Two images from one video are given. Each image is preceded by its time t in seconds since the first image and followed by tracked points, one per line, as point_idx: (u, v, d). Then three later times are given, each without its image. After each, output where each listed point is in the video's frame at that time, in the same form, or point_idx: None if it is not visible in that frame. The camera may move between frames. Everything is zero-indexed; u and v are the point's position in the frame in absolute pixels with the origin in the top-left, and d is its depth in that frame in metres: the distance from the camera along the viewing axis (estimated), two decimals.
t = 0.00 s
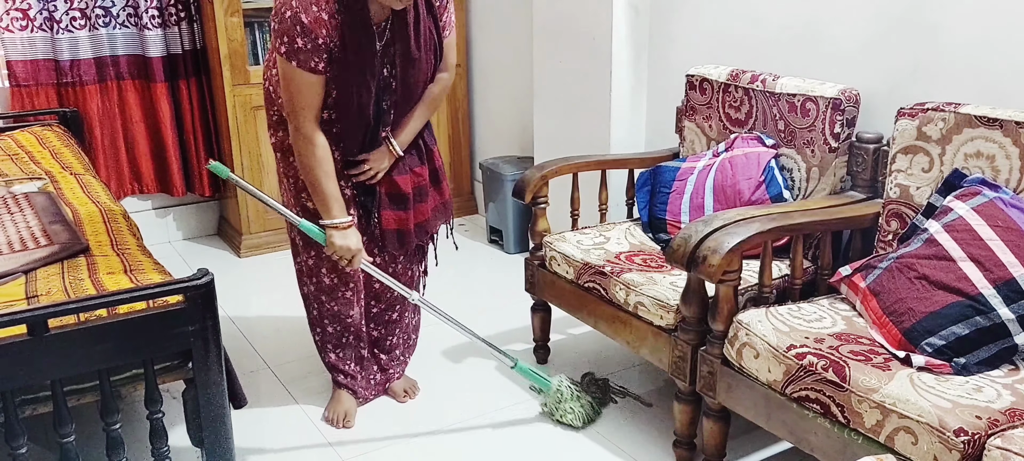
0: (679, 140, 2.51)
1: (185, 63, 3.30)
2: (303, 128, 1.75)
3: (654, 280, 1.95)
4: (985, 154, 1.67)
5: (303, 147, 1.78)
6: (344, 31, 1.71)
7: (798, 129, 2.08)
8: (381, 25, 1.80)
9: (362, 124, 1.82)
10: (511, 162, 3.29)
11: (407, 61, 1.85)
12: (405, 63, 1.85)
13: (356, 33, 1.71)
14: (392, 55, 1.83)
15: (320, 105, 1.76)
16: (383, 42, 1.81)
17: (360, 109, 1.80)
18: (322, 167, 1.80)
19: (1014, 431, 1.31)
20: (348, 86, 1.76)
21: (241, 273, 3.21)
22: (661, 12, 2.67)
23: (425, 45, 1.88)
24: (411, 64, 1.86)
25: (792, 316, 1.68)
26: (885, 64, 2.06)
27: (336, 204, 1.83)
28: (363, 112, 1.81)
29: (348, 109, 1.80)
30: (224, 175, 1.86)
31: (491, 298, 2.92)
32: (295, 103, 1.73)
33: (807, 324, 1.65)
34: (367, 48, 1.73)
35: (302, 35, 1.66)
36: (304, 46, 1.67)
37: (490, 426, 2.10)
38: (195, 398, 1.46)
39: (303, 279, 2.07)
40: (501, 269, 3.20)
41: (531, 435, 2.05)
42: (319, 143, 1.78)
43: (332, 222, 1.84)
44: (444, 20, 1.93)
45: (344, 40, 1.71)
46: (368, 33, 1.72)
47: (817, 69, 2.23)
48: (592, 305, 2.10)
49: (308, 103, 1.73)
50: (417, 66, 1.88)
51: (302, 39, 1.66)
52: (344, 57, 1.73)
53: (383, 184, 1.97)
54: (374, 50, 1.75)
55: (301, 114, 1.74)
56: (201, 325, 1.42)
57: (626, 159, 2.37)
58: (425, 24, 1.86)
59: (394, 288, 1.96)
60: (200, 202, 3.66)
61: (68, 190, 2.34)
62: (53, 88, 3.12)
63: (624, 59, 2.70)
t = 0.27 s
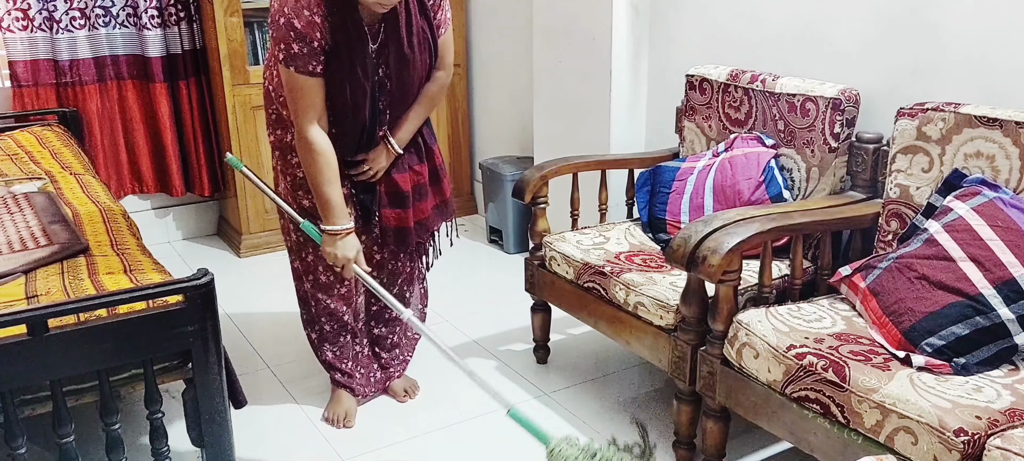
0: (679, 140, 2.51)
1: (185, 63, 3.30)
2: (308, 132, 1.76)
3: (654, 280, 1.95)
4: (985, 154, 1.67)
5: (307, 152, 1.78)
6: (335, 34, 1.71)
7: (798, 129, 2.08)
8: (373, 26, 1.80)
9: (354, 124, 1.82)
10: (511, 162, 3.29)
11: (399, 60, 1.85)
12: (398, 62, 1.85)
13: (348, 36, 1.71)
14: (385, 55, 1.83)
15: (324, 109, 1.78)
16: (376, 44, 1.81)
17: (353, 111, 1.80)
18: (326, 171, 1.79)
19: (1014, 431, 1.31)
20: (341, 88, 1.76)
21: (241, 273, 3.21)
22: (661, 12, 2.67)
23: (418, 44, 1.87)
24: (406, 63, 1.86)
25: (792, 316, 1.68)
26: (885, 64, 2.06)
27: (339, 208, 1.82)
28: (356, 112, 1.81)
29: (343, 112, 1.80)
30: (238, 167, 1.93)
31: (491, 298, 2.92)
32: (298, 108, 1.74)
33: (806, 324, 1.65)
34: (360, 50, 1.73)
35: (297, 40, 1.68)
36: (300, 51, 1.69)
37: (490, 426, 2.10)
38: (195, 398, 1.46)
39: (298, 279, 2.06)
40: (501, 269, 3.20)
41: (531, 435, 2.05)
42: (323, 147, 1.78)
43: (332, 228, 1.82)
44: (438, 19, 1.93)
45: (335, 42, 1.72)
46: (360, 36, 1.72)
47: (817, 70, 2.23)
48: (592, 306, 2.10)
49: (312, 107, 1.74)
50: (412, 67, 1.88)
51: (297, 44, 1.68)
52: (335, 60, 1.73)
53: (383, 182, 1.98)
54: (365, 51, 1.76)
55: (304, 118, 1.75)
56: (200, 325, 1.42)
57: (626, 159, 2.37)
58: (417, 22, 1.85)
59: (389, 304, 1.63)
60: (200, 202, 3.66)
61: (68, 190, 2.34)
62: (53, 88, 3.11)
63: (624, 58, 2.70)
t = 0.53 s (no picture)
0: (679, 140, 2.51)
1: (185, 63, 3.30)
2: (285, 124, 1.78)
3: (654, 280, 1.95)
4: (985, 154, 1.67)
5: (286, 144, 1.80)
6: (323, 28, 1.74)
7: (799, 129, 2.08)
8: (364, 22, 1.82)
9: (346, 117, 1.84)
10: (511, 162, 3.29)
11: (392, 58, 1.84)
12: (390, 60, 1.85)
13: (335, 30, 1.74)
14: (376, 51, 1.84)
15: (305, 102, 1.79)
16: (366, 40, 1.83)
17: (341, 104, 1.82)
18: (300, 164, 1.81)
19: (1014, 431, 1.31)
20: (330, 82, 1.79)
21: (241, 273, 3.21)
22: (661, 12, 2.67)
23: (412, 42, 1.87)
24: (398, 61, 1.85)
25: (792, 316, 1.68)
26: (885, 64, 2.06)
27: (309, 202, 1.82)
28: (344, 104, 1.82)
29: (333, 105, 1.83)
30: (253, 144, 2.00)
31: (491, 298, 2.92)
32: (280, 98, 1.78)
33: (806, 324, 1.65)
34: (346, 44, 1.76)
35: (280, 32, 1.72)
36: (283, 43, 1.72)
37: (490, 426, 2.10)
38: (195, 398, 1.46)
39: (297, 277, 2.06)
40: (501, 269, 3.20)
41: (531, 435, 2.05)
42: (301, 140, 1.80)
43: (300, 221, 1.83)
44: (434, 17, 1.93)
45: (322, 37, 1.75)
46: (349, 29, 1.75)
47: (817, 69, 2.23)
48: (592, 306, 2.10)
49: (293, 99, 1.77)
50: (404, 63, 1.87)
51: (281, 36, 1.72)
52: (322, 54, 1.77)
53: (381, 181, 1.98)
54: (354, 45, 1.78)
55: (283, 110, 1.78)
56: (200, 325, 1.42)
57: (626, 159, 2.37)
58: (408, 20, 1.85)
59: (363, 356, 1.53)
60: (200, 202, 3.66)
61: (68, 190, 2.34)
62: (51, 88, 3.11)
63: (624, 59, 2.70)
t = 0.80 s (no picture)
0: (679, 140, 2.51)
1: (185, 63, 3.30)
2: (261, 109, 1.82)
3: (654, 280, 1.95)
4: (985, 154, 1.67)
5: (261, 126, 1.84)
6: (317, 20, 1.75)
7: (799, 129, 2.08)
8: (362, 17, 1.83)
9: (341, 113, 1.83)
10: (511, 162, 3.29)
11: (389, 57, 1.81)
12: (387, 59, 1.81)
13: (329, 21, 1.75)
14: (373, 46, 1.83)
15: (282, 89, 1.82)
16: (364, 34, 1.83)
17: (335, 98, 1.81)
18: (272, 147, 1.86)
19: (1014, 431, 1.31)
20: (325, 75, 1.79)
21: (241, 273, 3.21)
22: (661, 12, 2.67)
23: (410, 40, 1.84)
24: (395, 58, 1.82)
25: (792, 316, 1.68)
26: (885, 64, 2.06)
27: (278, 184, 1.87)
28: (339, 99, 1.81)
29: (328, 101, 1.82)
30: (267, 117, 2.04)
31: (491, 298, 2.92)
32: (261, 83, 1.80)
33: (807, 324, 1.65)
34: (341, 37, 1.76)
35: (268, 20, 1.73)
36: (269, 31, 1.74)
37: (490, 426, 2.10)
38: (195, 398, 1.46)
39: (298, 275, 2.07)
40: (501, 269, 3.20)
41: (531, 435, 2.05)
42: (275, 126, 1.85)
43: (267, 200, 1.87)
44: (436, 16, 1.90)
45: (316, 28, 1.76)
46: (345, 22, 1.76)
47: (817, 70, 2.23)
48: (592, 306, 2.10)
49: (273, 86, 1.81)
50: (401, 62, 1.83)
51: (268, 24, 1.73)
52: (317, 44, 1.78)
53: (384, 180, 1.99)
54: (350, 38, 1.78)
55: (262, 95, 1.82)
56: (200, 324, 1.42)
57: (626, 159, 2.37)
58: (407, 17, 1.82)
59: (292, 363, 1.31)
60: (200, 202, 3.66)
61: (68, 190, 2.34)
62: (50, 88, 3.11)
63: (624, 58, 2.70)
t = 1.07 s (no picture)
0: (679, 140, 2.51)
1: (185, 63, 3.30)
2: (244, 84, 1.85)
3: (654, 280, 1.95)
4: (985, 154, 1.67)
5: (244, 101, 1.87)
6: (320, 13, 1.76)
7: (798, 129, 2.08)
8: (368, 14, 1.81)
9: (340, 110, 1.83)
10: (511, 162, 3.29)
11: (390, 55, 1.80)
12: (387, 56, 1.80)
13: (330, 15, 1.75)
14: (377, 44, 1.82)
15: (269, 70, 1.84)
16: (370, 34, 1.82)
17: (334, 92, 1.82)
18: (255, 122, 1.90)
19: (1014, 431, 1.31)
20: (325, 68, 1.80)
21: (241, 273, 3.21)
22: (661, 12, 2.67)
23: (414, 40, 1.83)
24: (396, 56, 1.80)
25: (792, 316, 1.68)
26: (885, 64, 2.06)
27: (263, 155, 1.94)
28: (338, 94, 1.81)
29: (328, 95, 1.82)
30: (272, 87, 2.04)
31: (491, 298, 2.92)
32: (246, 60, 1.82)
33: (807, 324, 1.65)
34: (342, 30, 1.76)
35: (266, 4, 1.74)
36: (264, 15, 1.75)
37: (490, 426, 2.10)
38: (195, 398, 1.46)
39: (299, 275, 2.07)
40: (501, 269, 3.20)
41: (532, 435, 2.05)
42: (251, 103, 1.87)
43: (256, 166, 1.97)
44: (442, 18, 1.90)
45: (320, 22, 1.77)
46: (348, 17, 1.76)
47: (818, 70, 2.23)
48: (592, 306, 2.10)
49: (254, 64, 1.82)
50: (402, 61, 1.82)
51: (264, 8, 1.75)
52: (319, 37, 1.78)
53: (387, 182, 1.99)
54: (353, 34, 1.78)
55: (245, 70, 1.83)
56: (200, 325, 1.42)
57: (626, 158, 2.37)
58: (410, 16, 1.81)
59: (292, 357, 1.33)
60: (200, 202, 3.66)
61: (68, 190, 2.34)
62: (49, 88, 3.11)
63: (624, 58, 2.70)
